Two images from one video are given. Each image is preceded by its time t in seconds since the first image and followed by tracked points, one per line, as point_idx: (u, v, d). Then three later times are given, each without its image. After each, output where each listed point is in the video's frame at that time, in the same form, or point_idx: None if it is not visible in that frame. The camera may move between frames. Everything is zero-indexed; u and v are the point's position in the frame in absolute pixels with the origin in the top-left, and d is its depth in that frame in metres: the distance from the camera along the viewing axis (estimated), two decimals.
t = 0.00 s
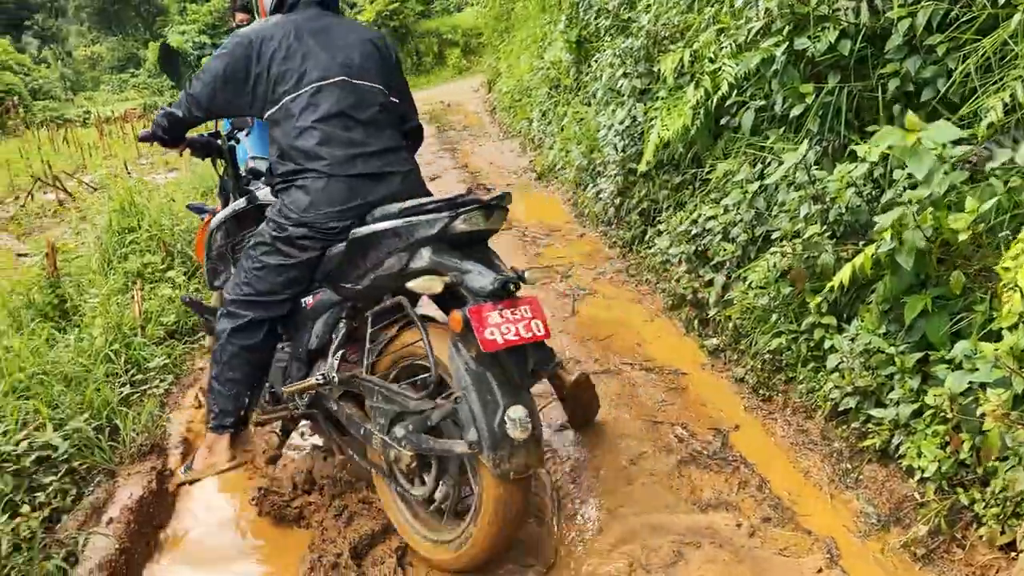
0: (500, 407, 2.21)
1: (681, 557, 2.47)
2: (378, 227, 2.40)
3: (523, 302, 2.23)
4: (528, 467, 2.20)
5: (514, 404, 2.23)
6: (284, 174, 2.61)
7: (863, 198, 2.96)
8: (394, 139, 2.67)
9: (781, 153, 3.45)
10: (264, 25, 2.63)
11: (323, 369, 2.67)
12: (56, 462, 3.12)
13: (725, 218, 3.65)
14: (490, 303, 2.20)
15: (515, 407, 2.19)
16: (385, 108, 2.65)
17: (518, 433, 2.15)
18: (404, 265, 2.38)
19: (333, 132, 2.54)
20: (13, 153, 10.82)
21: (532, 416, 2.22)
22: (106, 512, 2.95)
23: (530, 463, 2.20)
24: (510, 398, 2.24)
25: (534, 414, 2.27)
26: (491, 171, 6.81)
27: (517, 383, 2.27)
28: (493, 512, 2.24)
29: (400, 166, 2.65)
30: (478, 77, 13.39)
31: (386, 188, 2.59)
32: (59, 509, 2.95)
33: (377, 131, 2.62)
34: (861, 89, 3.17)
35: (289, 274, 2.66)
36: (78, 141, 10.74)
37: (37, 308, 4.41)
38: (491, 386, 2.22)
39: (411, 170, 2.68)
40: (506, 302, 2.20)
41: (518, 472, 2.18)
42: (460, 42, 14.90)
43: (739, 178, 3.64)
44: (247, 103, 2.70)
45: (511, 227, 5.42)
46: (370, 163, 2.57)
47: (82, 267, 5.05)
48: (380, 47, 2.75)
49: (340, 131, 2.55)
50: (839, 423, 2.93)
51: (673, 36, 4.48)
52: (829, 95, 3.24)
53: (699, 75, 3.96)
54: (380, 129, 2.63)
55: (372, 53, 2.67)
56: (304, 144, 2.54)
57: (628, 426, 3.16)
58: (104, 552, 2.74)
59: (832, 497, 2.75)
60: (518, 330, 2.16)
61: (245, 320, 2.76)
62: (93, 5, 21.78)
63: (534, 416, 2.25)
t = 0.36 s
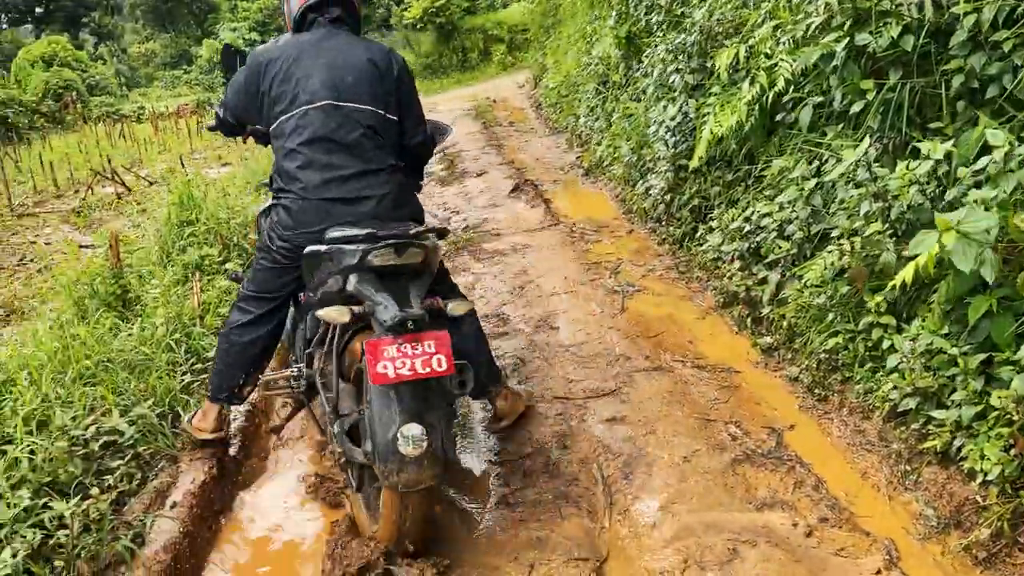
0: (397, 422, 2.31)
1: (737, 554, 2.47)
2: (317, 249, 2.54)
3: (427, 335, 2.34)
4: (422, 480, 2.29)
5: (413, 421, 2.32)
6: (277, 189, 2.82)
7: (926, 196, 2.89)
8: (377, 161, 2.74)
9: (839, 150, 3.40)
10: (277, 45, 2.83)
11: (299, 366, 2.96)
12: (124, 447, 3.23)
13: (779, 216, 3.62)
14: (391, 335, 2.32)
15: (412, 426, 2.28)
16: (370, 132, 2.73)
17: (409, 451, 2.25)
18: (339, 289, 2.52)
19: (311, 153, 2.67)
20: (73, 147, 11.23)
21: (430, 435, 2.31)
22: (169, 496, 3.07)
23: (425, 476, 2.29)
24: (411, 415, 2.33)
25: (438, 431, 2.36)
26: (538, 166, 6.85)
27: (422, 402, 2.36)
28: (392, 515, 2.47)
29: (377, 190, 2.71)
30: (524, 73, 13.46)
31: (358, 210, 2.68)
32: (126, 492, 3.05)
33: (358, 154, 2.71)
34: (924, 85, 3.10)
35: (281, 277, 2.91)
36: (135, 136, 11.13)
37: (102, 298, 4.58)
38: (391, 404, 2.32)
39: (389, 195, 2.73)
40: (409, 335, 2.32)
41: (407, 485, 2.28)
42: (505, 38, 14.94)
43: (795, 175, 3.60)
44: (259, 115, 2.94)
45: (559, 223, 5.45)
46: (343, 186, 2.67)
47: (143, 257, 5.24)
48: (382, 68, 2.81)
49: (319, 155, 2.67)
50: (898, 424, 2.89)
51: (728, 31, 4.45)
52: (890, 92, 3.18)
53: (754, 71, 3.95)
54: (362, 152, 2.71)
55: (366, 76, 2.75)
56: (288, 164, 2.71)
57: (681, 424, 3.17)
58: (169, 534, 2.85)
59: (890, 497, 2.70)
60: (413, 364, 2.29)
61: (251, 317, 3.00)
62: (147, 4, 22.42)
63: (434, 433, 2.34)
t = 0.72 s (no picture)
0: (336, 426, 2.49)
1: (766, 553, 2.47)
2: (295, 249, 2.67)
3: (370, 349, 2.45)
4: (352, 485, 2.49)
5: (352, 428, 2.50)
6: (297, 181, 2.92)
7: (961, 194, 2.84)
8: (387, 165, 2.75)
9: (871, 148, 3.36)
10: (315, 46, 2.93)
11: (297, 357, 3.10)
12: (156, 439, 3.34)
13: (810, 214, 3.59)
14: (337, 345, 2.46)
15: (346, 434, 2.46)
16: (384, 136, 2.75)
17: (340, 456, 2.44)
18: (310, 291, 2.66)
19: (325, 151, 2.74)
20: (107, 143, 11.48)
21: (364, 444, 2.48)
22: (202, 487, 3.14)
23: (354, 482, 2.48)
24: (350, 421, 2.50)
25: (374, 442, 2.53)
26: (565, 163, 6.88)
27: (363, 409, 2.53)
28: (325, 511, 2.58)
29: (381, 193, 2.72)
30: (551, 70, 13.50)
31: (360, 211, 2.70)
32: (158, 484, 3.15)
33: (370, 156, 2.74)
34: (959, 82, 3.05)
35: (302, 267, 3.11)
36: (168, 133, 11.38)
37: (136, 292, 4.69)
38: (332, 408, 2.49)
39: (392, 200, 2.75)
40: (351, 347, 2.44)
41: (337, 489, 2.48)
42: (533, 36, 15.29)
43: (826, 173, 3.56)
44: (293, 112, 3.05)
45: (587, 220, 5.46)
46: (349, 185, 2.71)
47: (175, 252, 5.35)
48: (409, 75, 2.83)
49: (333, 153, 2.74)
50: (930, 425, 2.87)
51: (759, 28, 4.43)
52: (923, 89, 3.15)
53: (785, 69, 3.93)
54: (373, 154, 2.74)
55: (390, 81, 2.79)
56: (305, 158, 2.81)
57: (709, 422, 3.17)
58: (199, 525, 2.91)
59: (921, 499, 2.68)
60: (351, 375, 2.42)
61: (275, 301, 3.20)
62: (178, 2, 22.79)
63: (369, 444, 2.51)
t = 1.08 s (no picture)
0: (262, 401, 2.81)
1: (779, 556, 2.46)
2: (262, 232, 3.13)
3: (285, 334, 2.74)
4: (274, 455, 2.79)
5: (275, 403, 2.81)
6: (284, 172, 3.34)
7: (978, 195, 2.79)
8: (354, 162, 3.10)
9: (886, 148, 3.33)
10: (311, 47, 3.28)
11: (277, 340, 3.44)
12: (168, 438, 3.38)
13: (823, 214, 3.57)
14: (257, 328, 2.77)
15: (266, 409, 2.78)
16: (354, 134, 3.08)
17: (260, 430, 2.76)
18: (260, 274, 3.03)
19: (303, 147, 3.14)
20: (120, 143, 11.57)
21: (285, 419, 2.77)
22: (213, 487, 3.18)
23: (276, 453, 2.78)
24: (274, 396, 2.82)
25: (295, 417, 2.82)
26: (577, 163, 6.88)
27: (285, 387, 2.83)
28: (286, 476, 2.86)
29: (347, 187, 3.08)
30: (563, 70, 13.49)
31: (326, 202, 3.09)
32: (169, 483, 3.18)
33: (340, 154, 3.10)
34: (975, 81, 3.02)
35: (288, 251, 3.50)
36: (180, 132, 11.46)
37: (148, 291, 4.72)
38: (257, 384, 2.82)
39: (358, 194, 3.10)
40: (268, 331, 2.74)
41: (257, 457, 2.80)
42: (544, 36, 15.23)
43: (839, 173, 3.54)
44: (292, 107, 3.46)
45: (599, 220, 5.46)
46: (319, 179, 3.10)
47: (188, 251, 5.39)
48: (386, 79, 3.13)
49: (310, 150, 3.13)
50: (945, 427, 2.84)
51: (772, 27, 4.40)
52: (940, 88, 3.11)
53: (799, 68, 3.92)
54: (343, 151, 3.10)
55: (365, 84, 3.10)
56: (289, 152, 3.21)
57: (722, 423, 3.16)
58: (210, 524, 2.95)
59: (937, 502, 2.66)
60: (267, 356, 2.72)
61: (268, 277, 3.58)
62: (191, 2, 22.92)
63: (290, 419, 2.81)
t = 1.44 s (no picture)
0: (280, 361, 3.02)
1: (785, 562, 2.44)
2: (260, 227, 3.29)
3: (298, 299, 2.93)
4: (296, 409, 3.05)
5: (293, 362, 3.02)
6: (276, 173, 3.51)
7: (987, 198, 2.75)
8: (341, 147, 3.28)
9: (894, 151, 3.30)
10: (283, 53, 3.48)
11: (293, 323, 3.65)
12: (174, 439, 3.38)
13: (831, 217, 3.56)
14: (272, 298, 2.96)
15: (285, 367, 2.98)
16: (338, 121, 3.26)
17: (281, 386, 2.98)
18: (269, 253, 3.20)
19: (292, 141, 3.31)
20: (129, 143, 11.64)
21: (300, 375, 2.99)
22: (217, 488, 3.13)
23: (296, 407, 3.05)
24: (292, 356, 3.02)
25: (312, 373, 3.03)
26: (584, 165, 6.87)
27: (301, 346, 3.03)
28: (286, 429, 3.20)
29: (336, 173, 3.25)
30: (571, 71, 13.48)
31: (318, 189, 3.24)
32: (174, 483, 3.18)
33: (327, 143, 3.28)
34: (985, 84, 2.98)
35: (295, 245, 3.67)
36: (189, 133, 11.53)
37: (155, 292, 4.74)
38: (275, 345, 3.02)
39: (347, 177, 3.27)
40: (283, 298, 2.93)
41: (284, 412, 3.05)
42: (552, 37, 15.26)
43: (848, 176, 3.51)
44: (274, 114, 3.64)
45: (605, 222, 5.45)
46: (309, 168, 3.27)
47: (196, 251, 5.41)
48: (360, 68, 3.35)
49: (299, 144, 3.31)
50: (953, 433, 2.82)
51: (781, 29, 4.38)
52: (949, 91, 3.06)
53: (807, 70, 3.89)
54: (329, 139, 3.28)
55: (342, 74, 3.32)
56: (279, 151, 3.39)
57: (729, 427, 3.14)
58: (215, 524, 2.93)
59: (945, 509, 2.63)
60: (283, 320, 2.91)
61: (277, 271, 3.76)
62: (200, 4, 23.05)
63: (308, 376, 3.02)
